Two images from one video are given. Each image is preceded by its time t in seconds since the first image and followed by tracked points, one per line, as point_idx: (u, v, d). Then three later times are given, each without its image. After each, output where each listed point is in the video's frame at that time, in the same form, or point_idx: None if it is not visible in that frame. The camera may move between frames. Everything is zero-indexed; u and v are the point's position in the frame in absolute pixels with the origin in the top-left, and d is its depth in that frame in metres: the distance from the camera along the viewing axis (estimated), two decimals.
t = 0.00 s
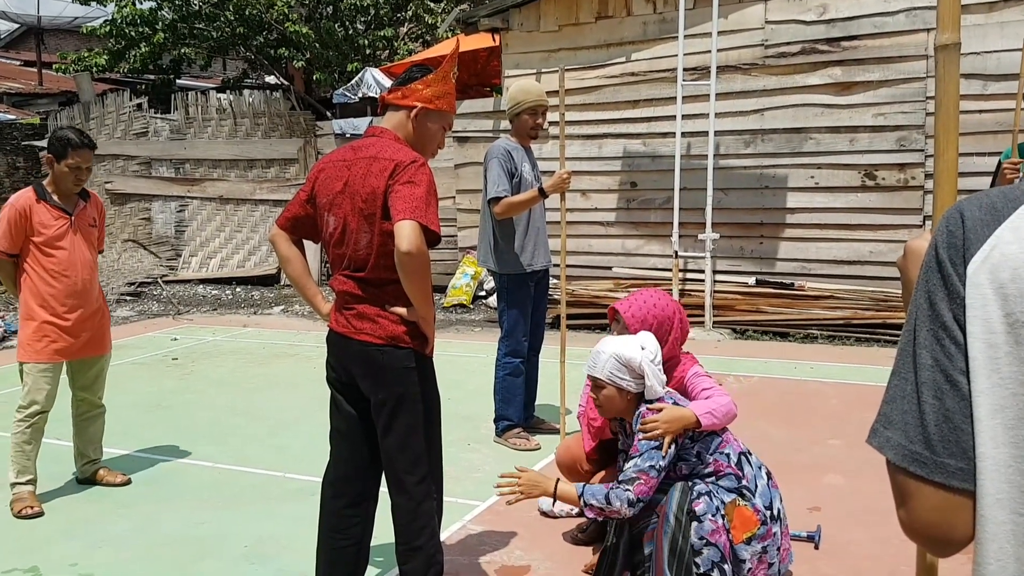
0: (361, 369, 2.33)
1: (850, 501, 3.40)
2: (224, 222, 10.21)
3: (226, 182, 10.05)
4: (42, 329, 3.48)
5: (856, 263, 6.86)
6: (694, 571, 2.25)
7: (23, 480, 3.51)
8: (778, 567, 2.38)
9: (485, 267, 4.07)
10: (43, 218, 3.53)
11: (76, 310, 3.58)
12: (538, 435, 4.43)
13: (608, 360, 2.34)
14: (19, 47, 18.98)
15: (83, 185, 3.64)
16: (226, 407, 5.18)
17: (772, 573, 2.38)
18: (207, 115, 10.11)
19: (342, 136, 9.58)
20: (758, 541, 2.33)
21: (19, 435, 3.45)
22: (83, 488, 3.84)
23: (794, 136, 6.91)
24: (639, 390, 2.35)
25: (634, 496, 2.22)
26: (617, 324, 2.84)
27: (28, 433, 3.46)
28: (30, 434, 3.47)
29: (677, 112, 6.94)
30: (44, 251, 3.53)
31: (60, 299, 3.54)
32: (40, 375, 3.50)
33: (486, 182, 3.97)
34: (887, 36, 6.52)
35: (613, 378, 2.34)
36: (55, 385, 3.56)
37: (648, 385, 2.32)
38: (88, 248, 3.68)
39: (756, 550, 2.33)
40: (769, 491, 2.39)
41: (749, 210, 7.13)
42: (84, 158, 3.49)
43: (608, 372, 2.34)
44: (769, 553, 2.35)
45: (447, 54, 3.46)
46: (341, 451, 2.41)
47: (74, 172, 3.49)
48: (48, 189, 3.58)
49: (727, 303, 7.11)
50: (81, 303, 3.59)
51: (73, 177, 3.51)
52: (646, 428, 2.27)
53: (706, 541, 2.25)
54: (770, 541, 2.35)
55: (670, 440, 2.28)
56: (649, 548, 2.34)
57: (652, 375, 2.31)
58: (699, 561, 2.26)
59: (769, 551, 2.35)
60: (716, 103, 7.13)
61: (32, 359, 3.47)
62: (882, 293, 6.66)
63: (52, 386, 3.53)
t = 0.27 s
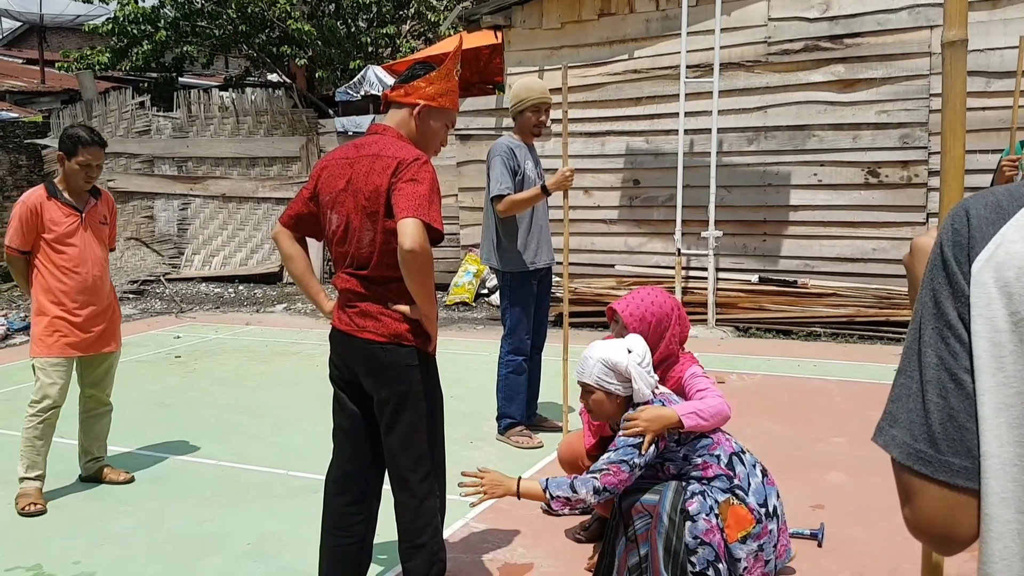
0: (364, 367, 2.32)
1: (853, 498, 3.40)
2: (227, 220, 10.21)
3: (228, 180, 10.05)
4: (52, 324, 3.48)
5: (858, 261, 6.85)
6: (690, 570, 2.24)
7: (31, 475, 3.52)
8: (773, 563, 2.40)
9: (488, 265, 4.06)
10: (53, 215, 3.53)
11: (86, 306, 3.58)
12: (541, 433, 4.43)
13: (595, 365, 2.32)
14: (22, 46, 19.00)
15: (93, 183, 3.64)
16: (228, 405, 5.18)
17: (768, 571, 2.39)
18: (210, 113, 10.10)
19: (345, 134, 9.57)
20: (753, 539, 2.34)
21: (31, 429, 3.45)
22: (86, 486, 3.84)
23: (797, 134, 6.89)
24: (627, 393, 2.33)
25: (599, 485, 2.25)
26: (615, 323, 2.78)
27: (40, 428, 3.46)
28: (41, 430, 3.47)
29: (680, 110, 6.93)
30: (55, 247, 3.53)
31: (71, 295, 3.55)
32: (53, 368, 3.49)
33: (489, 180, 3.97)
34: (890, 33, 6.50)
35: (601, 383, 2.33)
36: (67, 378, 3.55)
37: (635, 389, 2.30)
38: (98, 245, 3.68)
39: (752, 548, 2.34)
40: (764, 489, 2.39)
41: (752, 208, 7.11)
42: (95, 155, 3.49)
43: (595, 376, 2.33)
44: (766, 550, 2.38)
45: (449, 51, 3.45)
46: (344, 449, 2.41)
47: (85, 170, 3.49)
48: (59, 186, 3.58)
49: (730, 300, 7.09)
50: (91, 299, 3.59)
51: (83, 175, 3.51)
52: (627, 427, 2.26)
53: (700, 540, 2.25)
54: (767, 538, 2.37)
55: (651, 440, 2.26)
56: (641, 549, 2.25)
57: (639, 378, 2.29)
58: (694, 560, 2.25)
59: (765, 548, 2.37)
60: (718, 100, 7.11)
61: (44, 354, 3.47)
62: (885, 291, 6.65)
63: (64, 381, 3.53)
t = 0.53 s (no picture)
0: (364, 365, 2.32)
1: (854, 497, 3.39)
2: (228, 219, 10.21)
3: (229, 179, 10.05)
4: (56, 322, 3.48)
5: (860, 259, 6.84)
6: (689, 569, 2.25)
7: (35, 473, 3.51)
8: (771, 558, 2.38)
9: (489, 264, 4.06)
10: (57, 213, 3.54)
11: (90, 304, 3.58)
12: (542, 431, 4.43)
13: (580, 373, 2.34)
14: (23, 45, 19.00)
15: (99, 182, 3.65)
16: (229, 404, 5.18)
17: (767, 567, 2.37)
18: (210, 112, 10.07)
19: (346, 133, 9.56)
20: (749, 536, 2.31)
21: (35, 427, 3.45)
22: (87, 485, 3.84)
23: (798, 132, 6.88)
24: (615, 400, 2.35)
25: (579, 476, 2.20)
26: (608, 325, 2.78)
27: (43, 425, 3.46)
28: (44, 427, 3.47)
29: (681, 108, 6.92)
30: (59, 245, 3.54)
31: (74, 292, 3.55)
32: (57, 364, 3.50)
33: (490, 179, 3.97)
34: (890, 32, 6.50)
35: (588, 391, 2.35)
36: (70, 376, 3.56)
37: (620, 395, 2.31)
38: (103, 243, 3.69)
39: (749, 545, 2.32)
40: (756, 485, 2.38)
41: (753, 207, 7.11)
42: (101, 155, 3.50)
43: (582, 384, 2.35)
44: (763, 546, 2.35)
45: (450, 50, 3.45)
46: (345, 448, 2.41)
47: (89, 170, 3.50)
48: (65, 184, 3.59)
49: (731, 299, 7.10)
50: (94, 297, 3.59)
51: (88, 173, 3.51)
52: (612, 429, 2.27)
53: (696, 540, 2.24)
54: (763, 535, 2.35)
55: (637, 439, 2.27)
56: (639, 550, 2.30)
57: (623, 384, 2.30)
58: (692, 558, 2.26)
59: (762, 544, 2.35)
60: (719, 99, 7.10)
61: (47, 351, 3.47)
62: (886, 289, 6.64)
63: (67, 379, 3.53)
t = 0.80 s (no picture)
0: (363, 364, 2.32)
1: (852, 496, 3.40)
2: (227, 218, 10.20)
3: (228, 177, 10.04)
4: (50, 320, 3.48)
5: (858, 258, 6.85)
6: (686, 568, 2.25)
7: (31, 472, 3.52)
8: (769, 555, 2.39)
9: (487, 263, 4.06)
10: (55, 211, 3.54)
11: (85, 303, 3.57)
12: (540, 430, 4.43)
13: (573, 369, 2.34)
14: (21, 43, 18.99)
15: (98, 181, 3.65)
16: (228, 403, 5.18)
17: (764, 564, 2.38)
18: (209, 111, 10.10)
19: (344, 132, 9.55)
20: (746, 534, 2.32)
21: (29, 426, 3.45)
22: (86, 484, 3.84)
23: (796, 131, 6.89)
24: (608, 396, 2.34)
25: (578, 482, 2.24)
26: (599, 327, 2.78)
27: (36, 424, 3.46)
28: (37, 426, 3.47)
29: (679, 107, 6.92)
30: (56, 243, 3.54)
31: (70, 291, 3.55)
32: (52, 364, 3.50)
33: (489, 178, 3.97)
34: (889, 31, 6.51)
35: (582, 388, 2.35)
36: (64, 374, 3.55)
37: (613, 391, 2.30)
38: (101, 243, 3.69)
39: (746, 542, 2.33)
40: (751, 482, 2.39)
41: (751, 206, 7.11)
42: (100, 153, 3.49)
43: (575, 381, 2.35)
44: (761, 543, 2.36)
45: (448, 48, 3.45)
46: (344, 447, 2.41)
47: (89, 170, 3.50)
48: (63, 182, 3.59)
49: (729, 298, 7.13)
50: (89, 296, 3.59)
51: (88, 173, 3.52)
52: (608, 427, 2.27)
53: (694, 538, 2.24)
54: (761, 531, 2.36)
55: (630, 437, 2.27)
56: (636, 550, 2.27)
57: (615, 380, 2.29)
58: (689, 557, 2.26)
59: (760, 541, 2.36)
60: (718, 98, 7.11)
61: (41, 349, 3.47)
62: (885, 288, 6.65)
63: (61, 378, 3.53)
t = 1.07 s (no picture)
0: (363, 362, 2.33)
1: (850, 495, 3.41)
2: (226, 216, 10.20)
3: (227, 176, 10.04)
4: (45, 319, 3.48)
5: (857, 258, 6.86)
6: (687, 564, 2.28)
7: (28, 471, 3.54)
8: (769, 552, 2.40)
9: (487, 262, 4.07)
10: (49, 209, 3.54)
11: (79, 301, 3.57)
12: (539, 429, 4.44)
13: (573, 363, 2.36)
14: (21, 40, 18.97)
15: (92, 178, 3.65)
16: (227, 401, 5.19)
17: (763, 561, 2.39)
18: (208, 109, 10.11)
19: (344, 130, 9.54)
20: (746, 531, 2.33)
21: (24, 426, 3.46)
22: (85, 481, 3.84)
23: (796, 131, 6.89)
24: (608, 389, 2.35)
25: (614, 488, 2.20)
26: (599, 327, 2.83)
27: (31, 424, 3.46)
28: (33, 425, 3.47)
29: (679, 107, 6.92)
30: (50, 241, 3.54)
31: (64, 289, 3.55)
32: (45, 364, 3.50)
33: (488, 177, 3.98)
34: (888, 31, 6.51)
35: (582, 381, 2.37)
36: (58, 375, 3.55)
37: (612, 385, 2.31)
38: (94, 240, 3.69)
39: (746, 540, 2.33)
40: (752, 479, 2.39)
41: (751, 205, 7.12)
42: (96, 149, 3.51)
43: (575, 374, 2.37)
44: (760, 540, 2.37)
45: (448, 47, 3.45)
46: (343, 445, 2.41)
47: (83, 166, 3.50)
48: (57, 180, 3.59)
49: (727, 297, 7.14)
50: (83, 295, 3.59)
51: (83, 170, 3.52)
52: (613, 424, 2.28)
53: (694, 535, 2.27)
54: (760, 529, 2.36)
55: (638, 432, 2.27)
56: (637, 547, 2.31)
57: (614, 373, 2.30)
58: (690, 554, 2.29)
59: (759, 539, 2.36)
60: (718, 97, 7.11)
61: (35, 349, 3.47)
62: (883, 288, 6.66)
63: (56, 377, 3.53)
